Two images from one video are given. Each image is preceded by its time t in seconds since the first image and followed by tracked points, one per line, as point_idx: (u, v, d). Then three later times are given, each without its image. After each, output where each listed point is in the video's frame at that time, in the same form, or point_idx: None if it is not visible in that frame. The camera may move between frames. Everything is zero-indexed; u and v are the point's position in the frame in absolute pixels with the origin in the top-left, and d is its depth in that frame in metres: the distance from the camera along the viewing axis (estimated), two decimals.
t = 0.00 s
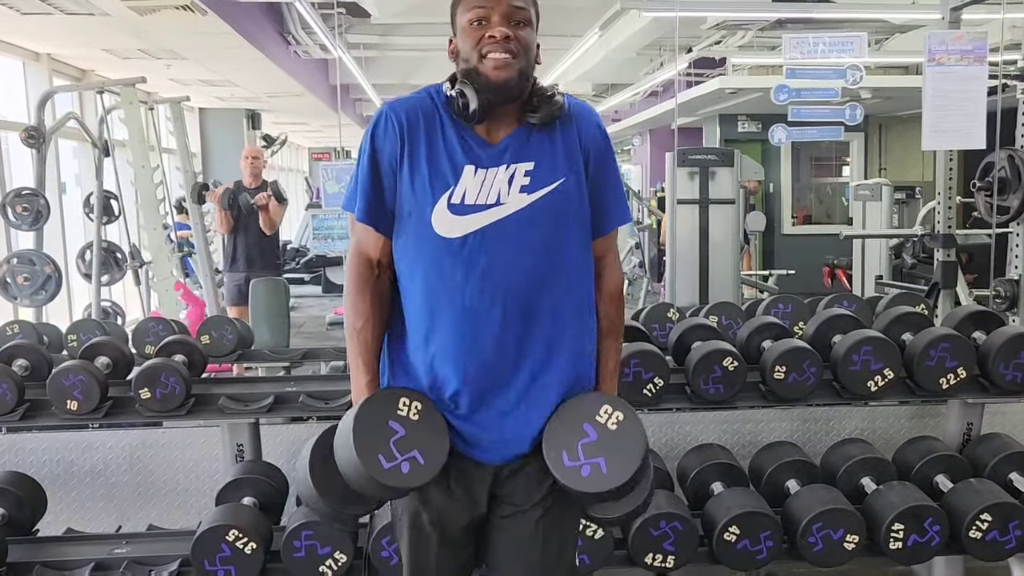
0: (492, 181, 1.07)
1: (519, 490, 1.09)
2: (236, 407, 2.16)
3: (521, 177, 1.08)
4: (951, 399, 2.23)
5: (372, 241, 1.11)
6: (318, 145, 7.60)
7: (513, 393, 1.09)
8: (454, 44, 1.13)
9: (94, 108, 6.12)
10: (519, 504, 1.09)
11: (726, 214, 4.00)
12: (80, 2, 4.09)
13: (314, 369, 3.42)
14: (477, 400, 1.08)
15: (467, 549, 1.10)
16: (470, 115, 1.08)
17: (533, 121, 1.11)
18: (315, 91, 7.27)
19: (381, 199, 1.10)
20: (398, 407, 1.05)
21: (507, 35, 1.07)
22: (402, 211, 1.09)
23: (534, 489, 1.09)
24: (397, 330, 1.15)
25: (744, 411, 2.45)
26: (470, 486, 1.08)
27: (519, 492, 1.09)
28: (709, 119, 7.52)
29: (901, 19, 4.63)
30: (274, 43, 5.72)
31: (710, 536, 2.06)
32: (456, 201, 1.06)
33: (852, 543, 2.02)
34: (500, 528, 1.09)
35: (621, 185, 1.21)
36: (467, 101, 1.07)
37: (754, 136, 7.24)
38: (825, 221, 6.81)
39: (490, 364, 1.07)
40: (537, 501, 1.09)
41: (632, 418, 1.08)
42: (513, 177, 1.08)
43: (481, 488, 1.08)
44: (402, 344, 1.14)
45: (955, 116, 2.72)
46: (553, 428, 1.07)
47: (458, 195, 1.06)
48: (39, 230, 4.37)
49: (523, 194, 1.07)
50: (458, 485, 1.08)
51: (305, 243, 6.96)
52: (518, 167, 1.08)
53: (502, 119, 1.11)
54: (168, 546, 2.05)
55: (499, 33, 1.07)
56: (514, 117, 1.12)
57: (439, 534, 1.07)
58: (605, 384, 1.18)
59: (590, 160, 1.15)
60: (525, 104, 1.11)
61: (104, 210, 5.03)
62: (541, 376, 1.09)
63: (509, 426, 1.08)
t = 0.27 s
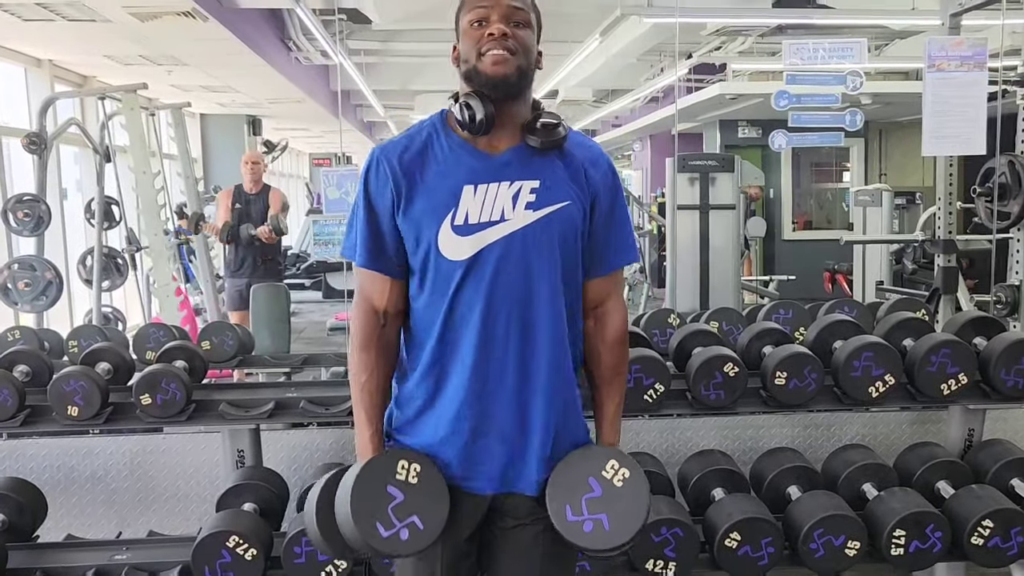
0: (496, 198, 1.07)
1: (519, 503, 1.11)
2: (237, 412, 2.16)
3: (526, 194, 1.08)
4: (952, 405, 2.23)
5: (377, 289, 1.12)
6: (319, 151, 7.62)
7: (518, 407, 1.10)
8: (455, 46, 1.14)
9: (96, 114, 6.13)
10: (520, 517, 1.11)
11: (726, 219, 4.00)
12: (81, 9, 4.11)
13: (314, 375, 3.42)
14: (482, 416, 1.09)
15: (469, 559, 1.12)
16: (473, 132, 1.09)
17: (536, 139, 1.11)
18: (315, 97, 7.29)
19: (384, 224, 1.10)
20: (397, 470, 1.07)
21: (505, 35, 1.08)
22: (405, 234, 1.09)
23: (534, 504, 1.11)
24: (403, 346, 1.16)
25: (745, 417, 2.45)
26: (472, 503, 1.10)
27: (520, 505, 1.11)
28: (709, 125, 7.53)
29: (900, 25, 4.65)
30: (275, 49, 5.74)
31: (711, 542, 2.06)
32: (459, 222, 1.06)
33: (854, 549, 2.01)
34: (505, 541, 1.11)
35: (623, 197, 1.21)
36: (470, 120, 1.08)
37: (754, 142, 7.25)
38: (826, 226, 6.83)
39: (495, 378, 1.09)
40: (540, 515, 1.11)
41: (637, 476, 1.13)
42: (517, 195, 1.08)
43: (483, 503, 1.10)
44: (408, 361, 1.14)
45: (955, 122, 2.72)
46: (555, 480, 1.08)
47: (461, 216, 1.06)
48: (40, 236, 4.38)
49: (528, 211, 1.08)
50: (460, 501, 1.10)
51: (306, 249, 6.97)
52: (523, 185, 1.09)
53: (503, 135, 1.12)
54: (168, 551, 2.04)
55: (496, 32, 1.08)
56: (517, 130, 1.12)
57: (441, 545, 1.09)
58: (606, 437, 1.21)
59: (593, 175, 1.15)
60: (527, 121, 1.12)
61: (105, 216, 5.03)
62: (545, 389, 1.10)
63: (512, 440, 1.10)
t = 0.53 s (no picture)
0: (490, 207, 1.07)
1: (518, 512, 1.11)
2: (236, 420, 2.15)
3: (521, 203, 1.08)
4: (953, 412, 2.23)
5: (376, 313, 1.13)
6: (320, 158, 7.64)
7: (516, 416, 1.09)
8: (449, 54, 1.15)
9: (97, 122, 6.15)
10: (520, 528, 1.11)
11: (726, 227, 4.01)
12: (83, 17, 4.12)
13: (314, 383, 3.42)
14: (480, 425, 1.09)
15: (468, 569, 1.13)
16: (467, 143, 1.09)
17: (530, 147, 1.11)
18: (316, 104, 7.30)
19: (380, 239, 1.10)
20: (396, 493, 1.08)
21: (498, 40, 1.08)
22: (401, 246, 1.09)
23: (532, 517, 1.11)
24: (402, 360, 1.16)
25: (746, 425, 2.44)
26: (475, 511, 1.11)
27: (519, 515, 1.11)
28: (709, 132, 7.55)
29: (899, 33, 4.67)
30: (276, 57, 5.77)
31: (711, 550, 2.05)
32: (454, 231, 1.06)
33: (854, 557, 2.01)
34: (504, 553, 1.11)
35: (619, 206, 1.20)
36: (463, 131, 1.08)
37: (754, 149, 7.26)
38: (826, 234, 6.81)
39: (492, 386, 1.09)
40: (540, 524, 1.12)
41: (642, 497, 1.13)
42: (512, 203, 1.08)
43: (482, 513, 1.10)
44: (407, 373, 1.14)
45: (955, 130, 2.73)
46: (563, 501, 1.09)
47: (456, 225, 1.06)
48: (41, 243, 4.38)
49: (522, 219, 1.07)
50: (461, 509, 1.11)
51: (306, 256, 6.97)
52: (517, 194, 1.08)
53: (497, 147, 1.12)
54: (167, 560, 2.04)
55: (490, 39, 1.09)
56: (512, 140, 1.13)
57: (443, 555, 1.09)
58: (606, 457, 1.22)
59: (588, 184, 1.14)
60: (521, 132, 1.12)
61: (106, 223, 5.04)
62: (544, 397, 1.10)
63: (510, 447, 1.09)
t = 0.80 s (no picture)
0: (488, 217, 1.08)
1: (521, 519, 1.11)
2: (236, 428, 2.15)
3: (518, 213, 1.08)
4: (952, 419, 2.23)
5: (374, 312, 1.13)
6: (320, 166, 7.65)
7: (514, 424, 1.09)
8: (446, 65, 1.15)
9: (98, 130, 6.16)
10: (519, 534, 1.11)
11: (726, 233, 4.01)
12: (83, 25, 4.13)
13: (313, 390, 3.42)
14: (479, 434, 1.09)
15: None
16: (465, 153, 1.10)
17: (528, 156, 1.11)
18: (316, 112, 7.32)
19: (379, 246, 1.10)
20: (394, 489, 1.07)
21: (495, 52, 1.09)
22: (400, 255, 1.10)
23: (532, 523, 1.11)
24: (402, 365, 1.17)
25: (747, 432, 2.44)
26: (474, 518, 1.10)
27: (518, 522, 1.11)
28: (708, 140, 7.56)
29: (898, 40, 4.68)
30: (276, 65, 5.78)
31: (711, 558, 2.05)
32: (453, 241, 1.07)
33: (854, 564, 2.00)
34: (503, 558, 1.12)
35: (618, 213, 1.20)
36: (461, 140, 1.09)
37: (753, 156, 7.27)
38: (825, 241, 6.81)
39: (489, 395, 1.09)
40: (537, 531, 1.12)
41: (640, 494, 1.13)
42: (509, 214, 1.08)
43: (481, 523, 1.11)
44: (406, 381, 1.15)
45: (952, 137, 2.74)
46: (560, 500, 1.09)
47: (454, 235, 1.07)
48: (41, 251, 4.38)
49: (519, 229, 1.08)
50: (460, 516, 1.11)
51: (306, 264, 6.97)
52: (514, 204, 1.09)
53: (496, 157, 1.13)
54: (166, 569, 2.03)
55: (485, 50, 1.09)
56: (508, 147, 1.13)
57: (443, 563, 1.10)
58: (606, 457, 1.21)
59: (586, 193, 1.14)
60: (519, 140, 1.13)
61: (106, 231, 5.04)
62: (541, 405, 1.10)
63: (508, 456, 1.09)
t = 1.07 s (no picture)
0: (488, 210, 1.05)
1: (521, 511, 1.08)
2: (235, 434, 2.16)
3: (517, 206, 1.06)
4: (951, 424, 2.23)
5: (369, 273, 1.08)
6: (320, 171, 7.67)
7: (512, 420, 1.06)
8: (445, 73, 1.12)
9: (98, 137, 6.18)
10: (515, 531, 1.08)
11: (724, 238, 4.02)
12: (84, 32, 4.14)
13: (313, 396, 3.42)
14: (478, 429, 1.06)
15: None
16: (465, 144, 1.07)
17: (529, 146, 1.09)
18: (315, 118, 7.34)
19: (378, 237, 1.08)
20: (400, 442, 1.03)
21: (497, 66, 1.06)
22: (399, 244, 1.07)
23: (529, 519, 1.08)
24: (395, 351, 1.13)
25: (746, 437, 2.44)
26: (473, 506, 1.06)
27: (515, 518, 1.07)
28: (707, 145, 7.58)
29: (896, 45, 4.69)
30: (276, 71, 5.80)
31: (711, 563, 2.05)
32: (454, 231, 1.04)
33: (853, 569, 2.00)
34: (499, 557, 1.07)
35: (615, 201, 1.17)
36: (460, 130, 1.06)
37: (752, 161, 7.29)
38: (824, 245, 6.83)
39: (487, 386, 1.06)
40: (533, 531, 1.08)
41: (624, 455, 1.06)
42: (508, 206, 1.06)
43: (478, 515, 1.06)
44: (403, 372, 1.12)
45: (950, 142, 2.74)
46: (544, 465, 1.05)
47: (456, 226, 1.05)
48: (41, 258, 4.39)
49: (519, 222, 1.05)
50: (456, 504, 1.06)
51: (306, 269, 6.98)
52: (513, 197, 1.06)
53: (498, 147, 1.10)
54: None
55: (487, 61, 1.06)
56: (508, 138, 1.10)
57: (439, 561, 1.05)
58: (597, 420, 1.16)
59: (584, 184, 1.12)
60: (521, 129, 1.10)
61: (106, 237, 5.05)
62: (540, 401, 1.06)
63: (506, 446, 1.06)
